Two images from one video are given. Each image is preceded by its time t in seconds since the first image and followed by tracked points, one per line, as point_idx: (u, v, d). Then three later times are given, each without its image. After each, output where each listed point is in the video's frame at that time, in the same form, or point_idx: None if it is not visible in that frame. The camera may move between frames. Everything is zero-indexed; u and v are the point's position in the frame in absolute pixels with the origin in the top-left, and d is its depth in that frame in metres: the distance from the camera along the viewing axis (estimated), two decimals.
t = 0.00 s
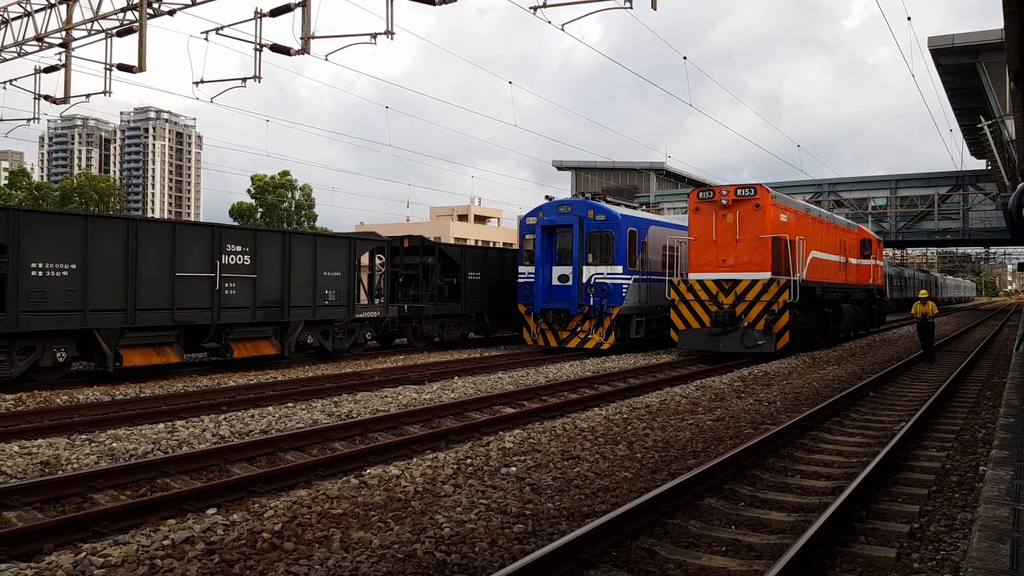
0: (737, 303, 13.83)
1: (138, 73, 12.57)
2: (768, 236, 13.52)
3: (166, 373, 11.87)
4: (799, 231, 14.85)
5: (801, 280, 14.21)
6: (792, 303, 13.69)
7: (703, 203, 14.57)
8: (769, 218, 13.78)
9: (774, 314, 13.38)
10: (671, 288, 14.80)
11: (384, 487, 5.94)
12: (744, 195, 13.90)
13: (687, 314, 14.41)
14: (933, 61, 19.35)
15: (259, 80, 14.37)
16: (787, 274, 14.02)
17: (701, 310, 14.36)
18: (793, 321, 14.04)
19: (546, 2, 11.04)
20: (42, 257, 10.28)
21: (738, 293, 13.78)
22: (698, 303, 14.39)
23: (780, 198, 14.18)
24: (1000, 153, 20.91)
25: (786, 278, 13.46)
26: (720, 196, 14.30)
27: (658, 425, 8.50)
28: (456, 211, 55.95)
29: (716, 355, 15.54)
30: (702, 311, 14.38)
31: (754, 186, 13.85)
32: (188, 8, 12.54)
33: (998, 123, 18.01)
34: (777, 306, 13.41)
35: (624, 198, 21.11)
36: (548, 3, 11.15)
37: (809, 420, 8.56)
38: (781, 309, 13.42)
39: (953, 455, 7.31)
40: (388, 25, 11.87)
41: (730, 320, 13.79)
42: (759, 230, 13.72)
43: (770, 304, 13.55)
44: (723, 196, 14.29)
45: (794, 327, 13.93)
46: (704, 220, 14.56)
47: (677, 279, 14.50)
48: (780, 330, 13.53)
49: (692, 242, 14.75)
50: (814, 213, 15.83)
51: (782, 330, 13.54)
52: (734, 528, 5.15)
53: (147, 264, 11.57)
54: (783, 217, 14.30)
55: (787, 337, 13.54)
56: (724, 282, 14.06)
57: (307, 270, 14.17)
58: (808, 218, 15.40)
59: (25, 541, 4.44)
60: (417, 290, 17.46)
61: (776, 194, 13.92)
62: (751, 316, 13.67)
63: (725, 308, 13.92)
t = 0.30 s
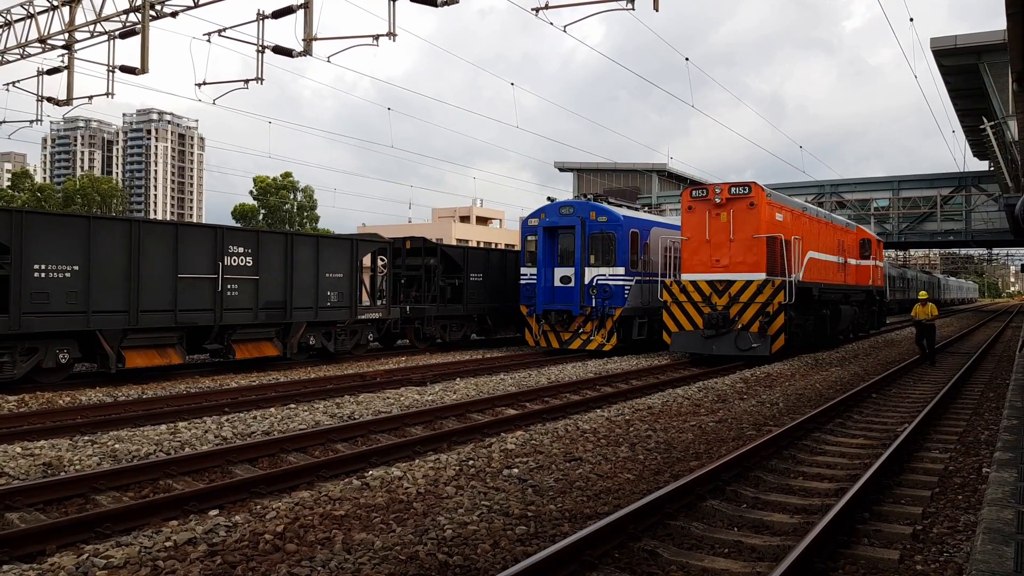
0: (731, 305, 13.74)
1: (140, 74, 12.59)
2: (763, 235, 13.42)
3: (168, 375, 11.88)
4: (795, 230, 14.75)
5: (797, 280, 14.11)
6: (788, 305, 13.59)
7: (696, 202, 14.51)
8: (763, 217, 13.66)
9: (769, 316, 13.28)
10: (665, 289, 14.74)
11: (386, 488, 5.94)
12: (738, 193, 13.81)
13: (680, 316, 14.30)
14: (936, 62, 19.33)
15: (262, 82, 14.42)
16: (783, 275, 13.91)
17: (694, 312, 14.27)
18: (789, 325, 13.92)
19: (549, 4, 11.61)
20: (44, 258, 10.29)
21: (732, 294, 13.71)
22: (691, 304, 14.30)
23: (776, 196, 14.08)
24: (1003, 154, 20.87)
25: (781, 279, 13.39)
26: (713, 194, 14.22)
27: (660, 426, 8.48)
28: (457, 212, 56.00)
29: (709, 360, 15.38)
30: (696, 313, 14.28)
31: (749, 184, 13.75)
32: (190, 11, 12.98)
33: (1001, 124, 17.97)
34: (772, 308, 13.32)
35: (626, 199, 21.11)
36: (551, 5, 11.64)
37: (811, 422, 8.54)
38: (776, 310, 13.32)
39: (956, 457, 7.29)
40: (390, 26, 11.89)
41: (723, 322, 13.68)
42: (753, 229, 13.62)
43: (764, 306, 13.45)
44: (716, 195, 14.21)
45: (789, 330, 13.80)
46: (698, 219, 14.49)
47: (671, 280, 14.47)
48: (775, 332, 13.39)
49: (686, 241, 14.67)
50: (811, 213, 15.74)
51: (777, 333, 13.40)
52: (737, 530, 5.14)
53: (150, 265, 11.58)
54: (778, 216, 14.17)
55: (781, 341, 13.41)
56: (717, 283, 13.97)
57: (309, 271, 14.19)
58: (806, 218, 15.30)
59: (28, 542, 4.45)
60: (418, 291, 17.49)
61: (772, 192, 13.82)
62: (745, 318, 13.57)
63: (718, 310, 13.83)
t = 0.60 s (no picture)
0: (725, 306, 13.62)
1: (143, 75, 12.62)
2: (756, 234, 13.31)
3: (170, 376, 11.89)
4: (791, 228, 14.64)
5: (793, 279, 14.01)
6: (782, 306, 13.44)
7: (689, 199, 14.41)
8: (757, 216, 13.54)
9: (763, 316, 13.14)
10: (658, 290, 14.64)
11: (387, 489, 5.94)
12: (731, 191, 13.69)
13: (672, 316, 14.26)
14: (939, 62, 19.29)
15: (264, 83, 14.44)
16: (778, 274, 13.81)
17: (687, 313, 14.14)
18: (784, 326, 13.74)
19: (552, 5, 11.65)
20: (47, 259, 10.31)
21: (725, 294, 13.59)
22: (684, 305, 14.18)
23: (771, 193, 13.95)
24: (1006, 154, 20.81)
25: (776, 280, 13.26)
26: (706, 191, 14.10)
27: (662, 427, 8.47)
28: (460, 213, 55.99)
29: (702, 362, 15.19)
30: (689, 314, 14.15)
31: (742, 181, 13.64)
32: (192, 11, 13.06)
33: (1004, 124, 17.93)
34: (767, 309, 13.17)
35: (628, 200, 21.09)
36: (552, 5, 11.62)
37: (813, 422, 8.53)
38: (770, 311, 13.17)
39: (959, 458, 7.27)
40: (392, 26, 11.89)
41: (716, 324, 13.53)
42: (746, 228, 13.52)
43: (758, 306, 13.31)
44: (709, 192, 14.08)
45: (784, 332, 13.64)
46: (691, 217, 14.40)
47: (663, 281, 14.40)
48: (769, 334, 13.23)
49: (680, 240, 14.59)
50: (808, 211, 15.62)
51: (771, 334, 13.24)
52: (739, 531, 5.13)
53: (152, 267, 11.60)
54: (773, 214, 14.03)
55: (776, 342, 13.23)
56: (710, 283, 13.86)
57: (311, 271, 14.19)
58: (802, 215, 15.19)
59: (29, 543, 4.45)
60: (420, 292, 17.51)
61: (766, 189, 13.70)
62: (739, 319, 13.44)
63: (711, 311, 13.70)
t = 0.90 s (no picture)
0: (717, 307, 13.32)
1: (145, 76, 12.63)
2: (750, 232, 13.00)
3: (173, 376, 11.90)
4: (786, 227, 14.40)
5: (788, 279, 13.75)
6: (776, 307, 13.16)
7: (681, 197, 14.11)
8: (750, 214, 13.23)
9: (757, 318, 12.85)
10: (649, 290, 14.32)
11: (389, 489, 5.95)
12: (724, 188, 13.38)
13: (663, 317, 13.96)
14: (941, 62, 19.28)
15: (266, 83, 14.45)
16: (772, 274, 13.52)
17: (679, 314, 13.83)
18: (779, 327, 13.46)
19: (551, 5, 11.57)
20: (50, 259, 10.33)
21: (718, 295, 13.27)
22: (675, 306, 13.87)
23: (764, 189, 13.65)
24: (1008, 154, 20.79)
25: (770, 279, 12.96)
26: (698, 188, 13.78)
27: (664, 428, 8.46)
28: (461, 213, 56.01)
29: (695, 364, 14.91)
30: (681, 316, 13.82)
31: (736, 177, 13.34)
32: (194, 12, 13.05)
33: (1006, 124, 17.90)
34: (760, 310, 12.88)
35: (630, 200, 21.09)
36: (553, 6, 11.61)
37: (816, 423, 8.51)
38: (764, 312, 12.88)
39: (961, 458, 7.26)
40: (394, 27, 11.90)
41: (709, 325, 13.23)
42: (739, 227, 13.20)
43: (752, 307, 13.01)
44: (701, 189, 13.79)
45: (778, 333, 13.37)
46: (683, 215, 14.08)
47: (654, 281, 14.09)
48: (763, 336, 12.94)
49: (671, 239, 14.27)
50: (803, 210, 15.44)
51: (765, 336, 12.97)
52: (742, 532, 5.12)
53: (154, 268, 11.61)
54: (768, 212, 13.73)
55: (770, 344, 12.97)
56: (702, 283, 13.54)
57: (313, 271, 14.20)
58: (797, 214, 14.99)
59: (33, 543, 4.46)
60: (422, 293, 17.51)
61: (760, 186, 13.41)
62: (732, 320, 13.14)
63: (704, 312, 13.40)
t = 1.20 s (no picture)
0: (710, 308, 13.05)
1: (148, 77, 12.67)
2: (743, 231, 12.76)
3: (176, 376, 11.93)
4: (781, 225, 14.22)
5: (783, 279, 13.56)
6: (770, 308, 12.91)
7: (673, 194, 13.84)
8: (743, 212, 12.99)
9: (750, 319, 12.59)
10: (640, 291, 14.06)
11: (391, 490, 5.95)
12: (717, 185, 13.13)
13: (655, 319, 13.67)
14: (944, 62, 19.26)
15: (268, 84, 14.46)
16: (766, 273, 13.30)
17: (670, 315, 13.55)
18: (774, 329, 13.19)
19: (554, 5, 11.56)
20: (53, 260, 10.35)
21: (710, 296, 13.02)
22: (667, 307, 13.60)
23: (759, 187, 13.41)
24: (1011, 154, 20.76)
25: (764, 280, 12.73)
26: (690, 186, 13.53)
27: (666, 429, 8.45)
28: (464, 214, 56.02)
29: (689, 367, 14.65)
30: (672, 317, 13.54)
31: (729, 175, 13.09)
32: (197, 13, 13.05)
33: (1009, 125, 17.88)
34: (754, 312, 12.63)
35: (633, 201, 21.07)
36: (554, 6, 11.62)
37: (818, 424, 8.50)
38: (758, 314, 12.63)
39: (964, 460, 7.25)
40: (396, 28, 11.91)
41: (701, 327, 12.95)
42: (731, 225, 12.95)
43: (745, 308, 12.76)
44: (693, 186, 13.52)
45: (773, 335, 13.08)
46: (674, 213, 13.83)
47: (645, 281, 13.85)
48: (756, 338, 12.67)
49: (663, 238, 14.00)
50: (800, 208, 15.28)
51: (759, 338, 12.67)
52: (744, 533, 5.12)
53: (157, 269, 11.64)
54: (762, 211, 13.49)
55: (764, 347, 12.65)
56: (694, 283, 13.27)
57: (315, 272, 14.22)
58: (793, 213, 14.81)
59: (37, 542, 4.47)
60: (424, 293, 17.55)
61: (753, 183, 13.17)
62: (724, 322, 12.88)
63: (696, 313, 13.13)
